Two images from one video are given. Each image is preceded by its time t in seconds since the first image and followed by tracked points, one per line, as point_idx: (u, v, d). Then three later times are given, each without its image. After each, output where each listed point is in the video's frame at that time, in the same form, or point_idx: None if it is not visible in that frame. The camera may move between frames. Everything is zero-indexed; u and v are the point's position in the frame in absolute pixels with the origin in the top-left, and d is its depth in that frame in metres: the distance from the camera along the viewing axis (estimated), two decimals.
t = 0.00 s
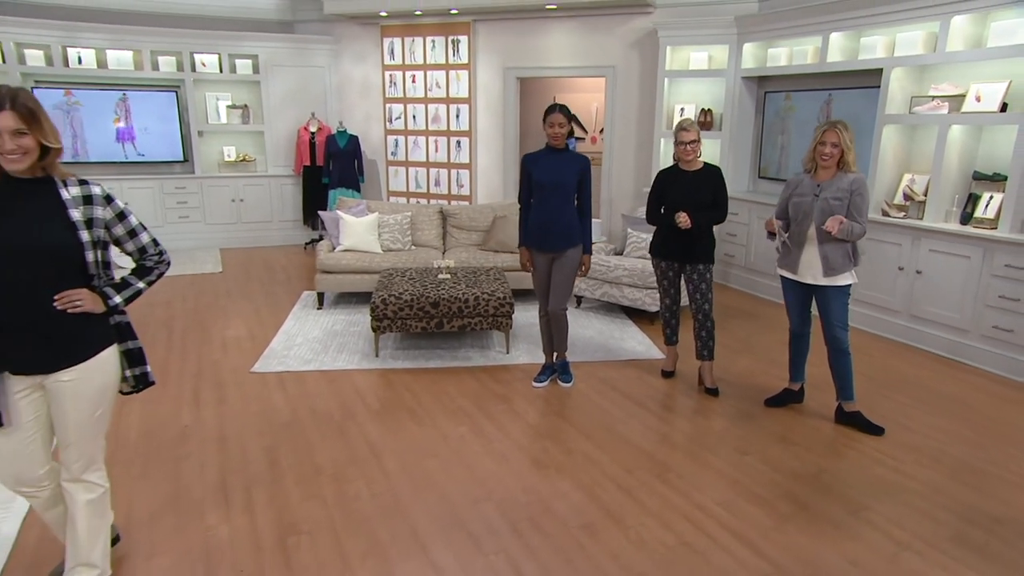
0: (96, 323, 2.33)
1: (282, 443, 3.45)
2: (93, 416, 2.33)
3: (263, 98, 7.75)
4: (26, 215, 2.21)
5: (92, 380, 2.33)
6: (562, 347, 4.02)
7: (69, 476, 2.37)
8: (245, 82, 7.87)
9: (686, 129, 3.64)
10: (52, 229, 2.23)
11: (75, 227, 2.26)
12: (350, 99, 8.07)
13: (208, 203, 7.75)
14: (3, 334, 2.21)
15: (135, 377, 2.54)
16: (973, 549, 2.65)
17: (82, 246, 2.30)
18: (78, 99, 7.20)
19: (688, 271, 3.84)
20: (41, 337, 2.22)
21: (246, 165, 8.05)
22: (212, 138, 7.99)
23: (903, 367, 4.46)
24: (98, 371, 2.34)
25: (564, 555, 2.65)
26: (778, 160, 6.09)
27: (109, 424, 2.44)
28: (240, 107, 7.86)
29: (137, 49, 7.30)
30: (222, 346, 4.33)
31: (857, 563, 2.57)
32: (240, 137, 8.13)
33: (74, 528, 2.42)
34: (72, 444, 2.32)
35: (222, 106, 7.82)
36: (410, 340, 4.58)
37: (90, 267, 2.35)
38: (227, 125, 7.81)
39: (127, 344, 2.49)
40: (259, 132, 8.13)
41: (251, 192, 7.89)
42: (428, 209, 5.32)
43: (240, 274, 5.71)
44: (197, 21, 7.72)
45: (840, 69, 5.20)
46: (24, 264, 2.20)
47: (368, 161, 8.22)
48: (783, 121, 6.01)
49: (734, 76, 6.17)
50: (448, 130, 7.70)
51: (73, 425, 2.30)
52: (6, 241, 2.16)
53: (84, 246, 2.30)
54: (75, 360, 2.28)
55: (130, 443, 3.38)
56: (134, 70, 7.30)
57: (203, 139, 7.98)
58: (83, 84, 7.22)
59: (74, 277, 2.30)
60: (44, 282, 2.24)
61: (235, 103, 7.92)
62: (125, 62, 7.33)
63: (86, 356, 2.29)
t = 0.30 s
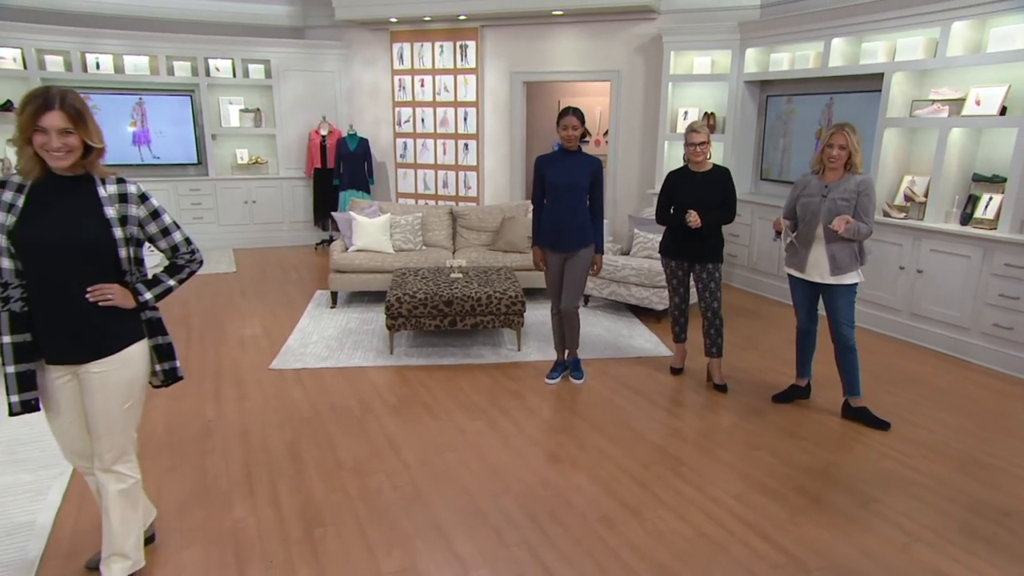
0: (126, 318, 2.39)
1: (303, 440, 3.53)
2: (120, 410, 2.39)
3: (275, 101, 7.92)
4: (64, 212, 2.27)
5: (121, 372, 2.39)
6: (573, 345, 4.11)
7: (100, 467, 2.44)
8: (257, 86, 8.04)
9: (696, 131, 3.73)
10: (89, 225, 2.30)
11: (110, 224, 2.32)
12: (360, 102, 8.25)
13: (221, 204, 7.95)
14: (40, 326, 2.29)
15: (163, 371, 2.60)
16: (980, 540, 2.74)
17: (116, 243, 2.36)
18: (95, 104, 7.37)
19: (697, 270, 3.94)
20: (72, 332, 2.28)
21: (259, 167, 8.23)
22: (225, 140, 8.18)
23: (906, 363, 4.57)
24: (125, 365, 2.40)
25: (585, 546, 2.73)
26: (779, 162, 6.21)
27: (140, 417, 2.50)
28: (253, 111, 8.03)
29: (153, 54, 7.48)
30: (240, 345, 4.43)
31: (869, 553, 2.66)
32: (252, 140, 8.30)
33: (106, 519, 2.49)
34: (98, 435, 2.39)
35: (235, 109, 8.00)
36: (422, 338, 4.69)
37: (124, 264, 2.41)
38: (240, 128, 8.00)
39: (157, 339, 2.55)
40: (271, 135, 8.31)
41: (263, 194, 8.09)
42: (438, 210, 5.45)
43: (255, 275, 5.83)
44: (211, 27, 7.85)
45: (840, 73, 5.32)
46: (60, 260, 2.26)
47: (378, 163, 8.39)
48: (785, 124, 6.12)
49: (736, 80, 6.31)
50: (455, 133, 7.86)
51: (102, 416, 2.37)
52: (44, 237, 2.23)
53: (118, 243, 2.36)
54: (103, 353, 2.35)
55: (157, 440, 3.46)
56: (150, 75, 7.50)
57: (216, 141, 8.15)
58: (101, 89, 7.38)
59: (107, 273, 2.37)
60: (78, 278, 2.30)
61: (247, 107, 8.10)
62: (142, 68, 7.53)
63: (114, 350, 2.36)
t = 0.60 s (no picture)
0: (151, 312, 2.41)
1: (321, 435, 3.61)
2: (144, 400, 2.43)
3: (284, 103, 8.07)
4: (100, 207, 2.34)
5: (145, 362, 2.42)
6: (581, 340, 4.21)
7: (128, 455, 2.50)
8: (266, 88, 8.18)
9: (702, 133, 3.83)
10: (123, 220, 2.35)
11: (139, 220, 2.36)
12: (367, 104, 8.40)
13: (230, 203, 8.07)
14: (74, 316, 2.36)
15: (189, 363, 2.58)
16: (982, 528, 2.84)
17: (145, 238, 2.40)
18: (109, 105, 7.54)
19: (703, 267, 4.04)
20: (101, 323, 2.34)
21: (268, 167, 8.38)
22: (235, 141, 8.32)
23: (905, 358, 4.68)
24: (149, 356, 2.43)
25: (600, 536, 2.82)
26: (779, 163, 6.33)
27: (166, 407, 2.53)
28: (263, 112, 8.16)
29: (165, 57, 7.63)
30: (255, 342, 4.52)
31: (875, 541, 2.76)
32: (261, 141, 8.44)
33: (134, 508, 2.54)
34: (123, 422, 2.45)
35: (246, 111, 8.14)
36: (432, 335, 4.80)
37: (152, 258, 2.45)
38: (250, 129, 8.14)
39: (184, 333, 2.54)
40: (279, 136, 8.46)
41: (272, 193, 8.20)
42: (446, 210, 5.56)
43: (266, 273, 5.94)
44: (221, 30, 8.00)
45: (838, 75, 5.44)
46: (93, 253, 2.32)
47: (385, 164, 8.55)
48: (784, 125, 6.23)
49: (737, 82, 6.42)
50: (461, 134, 7.99)
51: (127, 405, 2.42)
52: (79, 230, 2.30)
53: (147, 238, 2.40)
54: (129, 343, 2.39)
55: (178, 435, 3.55)
56: (162, 77, 7.64)
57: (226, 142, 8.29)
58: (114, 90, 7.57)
59: (138, 267, 2.41)
60: (110, 271, 2.36)
61: (257, 109, 8.21)
62: (154, 70, 7.66)
63: (138, 341, 2.39)
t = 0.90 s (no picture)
0: (185, 305, 2.51)
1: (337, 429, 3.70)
2: (175, 390, 2.52)
3: (292, 104, 8.25)
4: (137, 203, 2.44)
5: (181, 352, 2.53)
6: (589, 335, 4.31)
7: (156, 444, 2.57)
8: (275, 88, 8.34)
9: (707, 132, 3.93)
10: (158, 215, 2.45)
11: (174, 216, 2.47)
12: (373, 104, 8.58)
13: (239, 202, 8.24)
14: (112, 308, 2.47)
15: (220, 353, 2.69)
16: (982, 517, 2.95)
17: (179, 232, 2.50)
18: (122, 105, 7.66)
19: (708, 263, 4.14)
20: (137, 316, 2.44)
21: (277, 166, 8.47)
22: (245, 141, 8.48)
23: (903, 352, 4.80)
24: (184, 347, 2.53)
25: (614, 525, 2.92)
26: (778, 161, 6.44)
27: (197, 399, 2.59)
28: (272, 112, 8.32)
29: (176, 58, 7.78)
30: (268, 338, 4.62)
31: (880, 529, 2.85)
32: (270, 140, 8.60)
33: (160, 497, 2.60)
34: (155, 409, 2.54)
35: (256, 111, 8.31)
36: (441, 330, 4.90)
37: (186, 252, 2.56)
38: (259, 128, 8.30)
39: (215, 324, 2.64)
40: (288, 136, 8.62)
41: (281, 192, 8.42)
42: (453, 208, 5.68)
43: (277, 270, 6.05)
44: (230, 32, 8.18)
45: (837, 76, 5.55)
46: (130, 248, 2.42)
47: (391, 163, 8.72)
48: (783, 124, 6.35)
49: (737, 83, 6.55)
50: (465, 134, 8.14)
51: (159, 393, 2.52)
52: (116, 225, 2.39)
53: (181, 233, 2.51)
54: (165, 334, 2.49)
55: (198, 429, 3.64)
56: (173, 78, 7.77)
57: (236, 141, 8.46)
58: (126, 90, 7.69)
59: (172, 261, 2.52)
60: (146, 265, 2.46)
61: (265, 109, 8.38)
62: (166, 71, 7.81)
63: (173, 332, 2.49)
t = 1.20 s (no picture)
0: (216, 296, 2.61)
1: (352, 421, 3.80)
2: (203, 379, 2.59)
3: (299, 102, 8.43)
4: (171, 197, 2.54)
5: (209, 343, 2.62)
6: (594, 328, 4.42)
7: (185, 433, 2.63)
8: (282, 87, 8.53)
9: (710, 129, 4.03)
10: (191, 210, 2.55)
11: (208, 209, 2.57)
12: (379, 102, 8.76)
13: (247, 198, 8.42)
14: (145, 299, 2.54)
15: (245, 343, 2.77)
16: (979, 503, 3.06)
17: (212, 227, 2.60)
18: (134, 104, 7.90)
19: (711, 258, 4.24)
20: (170, 306, 2.52)
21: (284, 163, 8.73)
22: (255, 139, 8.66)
23: (900, 345, 4.94)
24: (212, 337, 2.62)
25: (625, 512, 3.02)
26: (775, 159, 6.57)
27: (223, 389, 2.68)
28: (279, 111, 8.50)
29: (187, 58, 8.02)
30: (280, 332, 4.73)
31: (881, 515, 2.96)
32: (278, 138, 8.79)
33: (187, 485, 2.66)
34: (184, 400, 2.61)
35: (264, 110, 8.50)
36: (449, 324, 5.03)
37: (217, 246, 2.65)
38: (267, 127, 8.49)
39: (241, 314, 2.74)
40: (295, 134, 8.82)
41: (289, 188, 8.62)
42: (458, 204, 5.79)
43: (287, 266, 6.19)
44: (238, 33, 8.44)
45: (834, 76, 5.69)
46: (164, 241, 2.51)
47: (396, 160, 8.91)
48: (780, 122, 6.49)
49: (735, 82, 6.71)
50: (469, 132, 8.34)
51: (188, 383, 2.60)
52: (151, 219, 2.48)
53: (213, 227, 2.61)
54: (196, 324, 2.58)
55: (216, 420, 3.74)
56: (183, 77, 8.05)
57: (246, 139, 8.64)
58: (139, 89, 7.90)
59: (204, 255, 2.61)
60: (178, 257, 2.55)
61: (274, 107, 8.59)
62: (176, 70, 8.05)
63: (203, 322, 2.57)
